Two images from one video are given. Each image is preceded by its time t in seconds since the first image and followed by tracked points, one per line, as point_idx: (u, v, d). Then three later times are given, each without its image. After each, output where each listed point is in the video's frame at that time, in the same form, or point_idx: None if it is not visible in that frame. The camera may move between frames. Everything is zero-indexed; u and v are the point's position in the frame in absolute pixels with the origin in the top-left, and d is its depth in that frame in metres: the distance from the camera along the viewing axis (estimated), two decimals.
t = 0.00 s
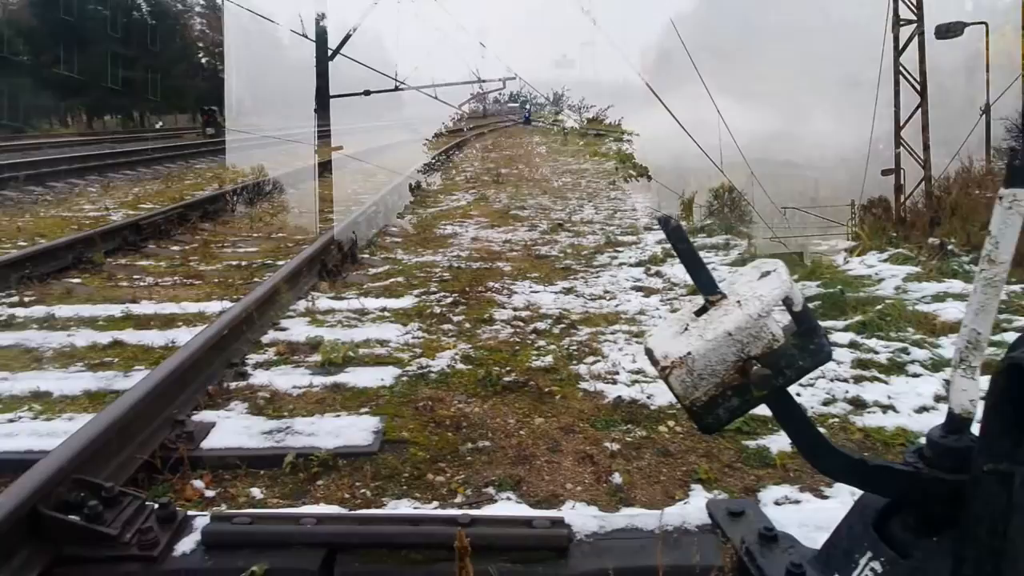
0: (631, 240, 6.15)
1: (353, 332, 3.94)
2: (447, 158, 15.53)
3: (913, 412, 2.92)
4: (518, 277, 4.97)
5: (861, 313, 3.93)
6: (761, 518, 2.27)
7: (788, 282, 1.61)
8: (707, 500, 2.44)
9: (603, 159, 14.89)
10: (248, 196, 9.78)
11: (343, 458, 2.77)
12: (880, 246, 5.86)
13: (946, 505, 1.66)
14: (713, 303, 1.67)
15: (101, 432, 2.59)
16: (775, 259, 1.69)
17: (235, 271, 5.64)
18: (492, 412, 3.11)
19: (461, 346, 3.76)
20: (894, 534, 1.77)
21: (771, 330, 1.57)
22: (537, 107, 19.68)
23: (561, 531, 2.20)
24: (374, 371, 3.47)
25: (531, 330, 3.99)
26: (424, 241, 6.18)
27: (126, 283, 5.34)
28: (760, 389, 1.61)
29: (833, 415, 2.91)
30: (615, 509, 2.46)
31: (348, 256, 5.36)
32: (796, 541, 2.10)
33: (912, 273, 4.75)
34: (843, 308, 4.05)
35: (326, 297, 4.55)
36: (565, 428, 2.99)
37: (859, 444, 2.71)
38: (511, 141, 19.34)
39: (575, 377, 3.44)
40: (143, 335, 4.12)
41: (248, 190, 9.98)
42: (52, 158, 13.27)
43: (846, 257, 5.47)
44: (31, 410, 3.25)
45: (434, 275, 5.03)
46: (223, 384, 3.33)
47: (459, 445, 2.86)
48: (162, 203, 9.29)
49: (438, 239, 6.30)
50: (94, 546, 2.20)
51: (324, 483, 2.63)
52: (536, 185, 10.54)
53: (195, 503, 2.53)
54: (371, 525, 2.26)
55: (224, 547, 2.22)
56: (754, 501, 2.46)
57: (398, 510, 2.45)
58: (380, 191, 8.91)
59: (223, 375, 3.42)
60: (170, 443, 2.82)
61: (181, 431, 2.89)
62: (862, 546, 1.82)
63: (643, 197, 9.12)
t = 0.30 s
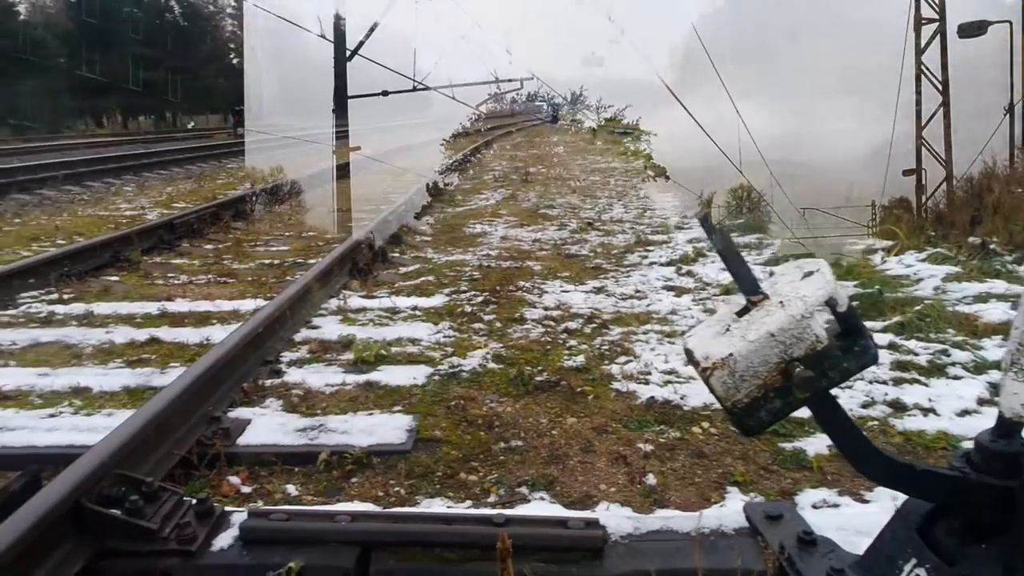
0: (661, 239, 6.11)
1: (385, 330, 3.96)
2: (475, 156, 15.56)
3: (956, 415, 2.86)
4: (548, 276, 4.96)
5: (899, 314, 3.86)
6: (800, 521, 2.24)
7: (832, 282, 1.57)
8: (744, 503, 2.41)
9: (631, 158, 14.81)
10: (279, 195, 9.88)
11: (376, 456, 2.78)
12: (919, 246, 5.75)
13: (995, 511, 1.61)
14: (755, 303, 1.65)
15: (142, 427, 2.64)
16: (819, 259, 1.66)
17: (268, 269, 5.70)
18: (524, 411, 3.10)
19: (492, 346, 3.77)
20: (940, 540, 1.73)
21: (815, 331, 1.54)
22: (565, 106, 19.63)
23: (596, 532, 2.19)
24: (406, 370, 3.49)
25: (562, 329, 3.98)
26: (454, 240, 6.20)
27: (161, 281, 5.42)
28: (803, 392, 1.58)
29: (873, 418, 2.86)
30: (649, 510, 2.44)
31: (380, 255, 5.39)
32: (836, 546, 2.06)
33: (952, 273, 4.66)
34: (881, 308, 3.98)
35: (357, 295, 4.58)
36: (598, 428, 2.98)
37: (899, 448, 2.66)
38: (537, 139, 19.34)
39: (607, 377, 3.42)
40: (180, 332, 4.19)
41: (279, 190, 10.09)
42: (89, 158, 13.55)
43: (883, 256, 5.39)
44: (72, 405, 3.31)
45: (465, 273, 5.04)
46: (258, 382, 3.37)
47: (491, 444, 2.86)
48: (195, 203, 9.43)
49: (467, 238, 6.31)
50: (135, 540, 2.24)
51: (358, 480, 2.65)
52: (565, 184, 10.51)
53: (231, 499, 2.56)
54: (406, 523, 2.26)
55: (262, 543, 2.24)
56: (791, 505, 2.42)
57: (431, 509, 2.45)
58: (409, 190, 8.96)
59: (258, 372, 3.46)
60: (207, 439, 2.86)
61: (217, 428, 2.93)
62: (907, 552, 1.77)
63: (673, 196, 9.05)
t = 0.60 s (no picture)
0: (697, 240, 6.06)
1: (421, 331, 3.98)
2: (508, 157, 15.58)
3: (1005, 423, 2.78)
4: (583, 278, 4.95)
5: (945, 317, 3.77)
6: (844, 529, 2.19)
7: (883, 285, 1.54)
8: (785, 509, 2.37)
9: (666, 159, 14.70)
10: (314, 196, 9.97)
11: (413, 456, 2.80)
12: (964, 248, 5.61)
13: None
14: (802, 306, 1.63)
15: (186, 423, 2.68)
16: (869, 261, 1.63)
17: (305, 270, 5.76)
18: (560, 413, 3.10)
19: (528, 346, 3.77)
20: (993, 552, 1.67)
21: (864, 335, 1.51)
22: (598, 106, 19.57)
23: (634, 536, 2.17)
24: (442, 370, 3.50)
25: (598, 331, 3.96)
26: (488, 241, 6.22)
27: (201, 280, 5.52)
28: (852, 397, 1.54)
29: (918, 424, 2.80)
30: (687, 515, 2.42)
31: (414, 256, 5.43)
32: (883, 555, 2.01)
33: (999, 276, 4.54)
34: (926, 312, 3.89)
35: (392, 296, 4.61)
36: (635, 431, 2.95)
37: (947, 455, 2.60)
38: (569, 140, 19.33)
39: (644, 379, 3.40)
40: (219, 331, 4.26)
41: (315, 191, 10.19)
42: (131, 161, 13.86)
43: (928, 258, 5.29)
44: (117, 402, 3.38)
45: (499, 274, 5.05)
46: (296, 381, 3.41)
47: (527, 445, 2.86)
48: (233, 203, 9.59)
49: (501, 238, 6.33)
50: (178, 534, 2.27)
51: (395, 480, 2.66)
52: (599, 185, 10.47)
53: (271, 496, 2.59)
54: (443, 523, 2.27)
55: (302, 540, 2.26)
56: (834, 512, 2.38)
57: (468, 509, 2.46)
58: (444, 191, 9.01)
59: (297, 371, 3.50)
60: (248, 437, 2.90)
61: (257, 426, 2.97)
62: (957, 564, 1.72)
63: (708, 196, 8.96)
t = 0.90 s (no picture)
0: (729, 240, 6.00)
1: (451, 329, 4.00)
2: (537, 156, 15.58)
3: None
4: (613, 277, 4.93)
5: (985, 321, 3.69)
6: (882, 535, 2.15)
7: (927, 288, 1.51)
8: (819, 513, 2.33)
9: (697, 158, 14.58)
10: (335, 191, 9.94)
11: (443, 453, 2.81)
12: (1005, 250, 5.48)
13: None
14: (841, 308, 1.61)
15: (221, 417, 2.71)
16: (912, 263, 1.59)
17: (335, 267, 5.82)
18: (590, 413, 3.09)
19: (558, 346, 3.76)
20: None
21: (907, 338, 1.48)
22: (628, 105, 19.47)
23: (666, 537, 2.15)
24: (472, 368, 3.51)
25: (628, 331, 3.94)
26: (517, 240, 6.22)
27: (234, 277, 5.60)
28: (893, 400, 1.51)
29: (958, 429, 2.74)
30: (719, 517, 2.39)
31: (444, 255, 5.45)
32: (923, 563, 1.96)
33: None
34: (966, 315, 3.81)
35: (423, 294, 4.63)
36: (666, 432, 2.93)
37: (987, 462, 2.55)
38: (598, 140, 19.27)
39: (675, 380, 3.37)
40: (253, 327, 4.32)
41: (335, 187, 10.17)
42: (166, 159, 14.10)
43: (968, 261, 5.19)
44: (154, 396, 3.45)
45: (529, 273, 5.05)
46: (328, 377, 3.44)
47: (558, 445, 2.85)
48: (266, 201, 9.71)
49: (531, 237, 6.33)
50: (214, 526, 2.31)
51: (426, 477, 2.67)
52: (629, 184, 10.42)
53: (303, 491, 2.62)
54: (473, 521, 2.27)
55: (334, 534, 2.28)
56: (869, 517, 2.34)
57: (498, 507, 2.46)
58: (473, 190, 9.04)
59: (328, 368, 3.53)
60: (281, 432, 2.94)
61: (290, 421, 3.01)
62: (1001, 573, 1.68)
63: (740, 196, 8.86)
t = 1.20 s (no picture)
0: (765, 241, 5.92)
1: (484, 328, 4.01)
2: (570, 156, 15.54)
3: None
4: (647, 278, 4.89)
5: None
6: (925, 544, 2.10)
7: (977, 291, 1.47)
8: (860, 520, 2.29)
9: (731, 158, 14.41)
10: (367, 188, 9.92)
11: (477, 453, 2.82)
12: None
13: None
14: (886, 311, 1.57)
15: (259, 413, 2.75)
16: (960, 265, 1.55)
17: (369, 266, 5.87)
18: (624, 414, 3.07)
19: (591, 347, 3.75)
20: None
21: (955, 343, 1.45)
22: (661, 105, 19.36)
23: (703, 541, 2.13)
24: (505, 368, 3.51)
25: (662, 332, 3.91)
26: (550, 239, 6.21)
27: (271, 275, 5.68)
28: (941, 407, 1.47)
29: (1005, 436, 2.67)
30: (757, 522, 2.36)
31: (477, 254, 5.46)
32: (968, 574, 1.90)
33: None
34: (1013, 319, 3.71)
35: (456, 293, 4.65)
36: (702, 435, 2.90)
37: None
38: (629, 140, 19.20)
39: (710, 383, 3.34)
40: (289, 325, 4.37)
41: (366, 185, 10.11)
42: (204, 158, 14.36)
43: (1014, 263, 5.05)
44: (193, 391, 3.51)
45: (562, 273, 5.03)
46: (362, 375, 3.47)
47: (592, 446, 2.84)
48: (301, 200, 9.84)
49: (564, 237, 6.31)
50: (252, 520, 2.34)
51: (459, 476, 2.68)
52: (662, 185, 10.34)
53: (338, 488, 2.64)
54: (507, 521, 2.27)
55: (370, 531, 2.30)
56: (912, 525, 2.29)
57: (532, 508, 2.46)
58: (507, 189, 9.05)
59: (363, 366, 3.56)
60: (316, 429, 2.97)
61: (325, 418, 3.04)
62: None
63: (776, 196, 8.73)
